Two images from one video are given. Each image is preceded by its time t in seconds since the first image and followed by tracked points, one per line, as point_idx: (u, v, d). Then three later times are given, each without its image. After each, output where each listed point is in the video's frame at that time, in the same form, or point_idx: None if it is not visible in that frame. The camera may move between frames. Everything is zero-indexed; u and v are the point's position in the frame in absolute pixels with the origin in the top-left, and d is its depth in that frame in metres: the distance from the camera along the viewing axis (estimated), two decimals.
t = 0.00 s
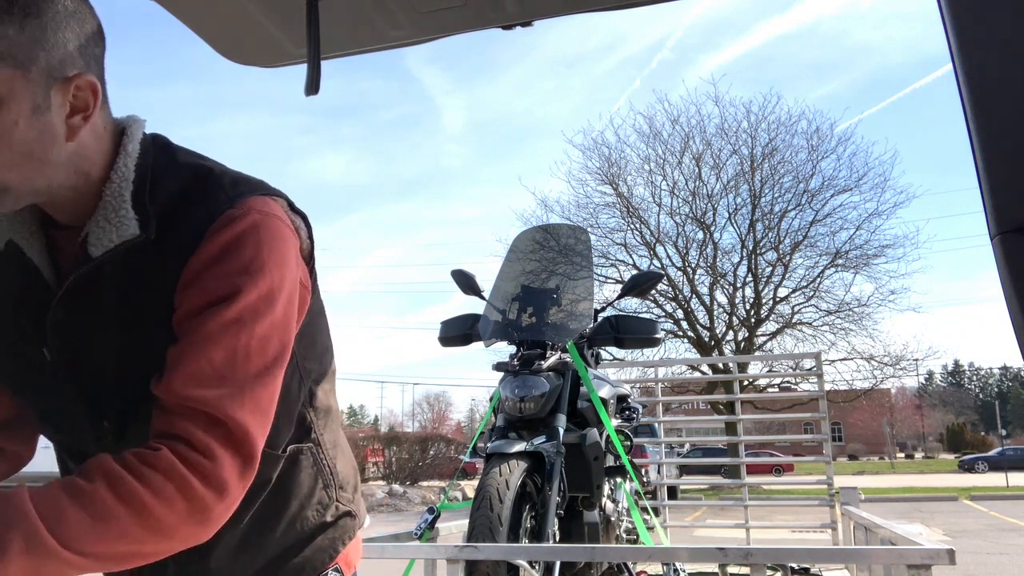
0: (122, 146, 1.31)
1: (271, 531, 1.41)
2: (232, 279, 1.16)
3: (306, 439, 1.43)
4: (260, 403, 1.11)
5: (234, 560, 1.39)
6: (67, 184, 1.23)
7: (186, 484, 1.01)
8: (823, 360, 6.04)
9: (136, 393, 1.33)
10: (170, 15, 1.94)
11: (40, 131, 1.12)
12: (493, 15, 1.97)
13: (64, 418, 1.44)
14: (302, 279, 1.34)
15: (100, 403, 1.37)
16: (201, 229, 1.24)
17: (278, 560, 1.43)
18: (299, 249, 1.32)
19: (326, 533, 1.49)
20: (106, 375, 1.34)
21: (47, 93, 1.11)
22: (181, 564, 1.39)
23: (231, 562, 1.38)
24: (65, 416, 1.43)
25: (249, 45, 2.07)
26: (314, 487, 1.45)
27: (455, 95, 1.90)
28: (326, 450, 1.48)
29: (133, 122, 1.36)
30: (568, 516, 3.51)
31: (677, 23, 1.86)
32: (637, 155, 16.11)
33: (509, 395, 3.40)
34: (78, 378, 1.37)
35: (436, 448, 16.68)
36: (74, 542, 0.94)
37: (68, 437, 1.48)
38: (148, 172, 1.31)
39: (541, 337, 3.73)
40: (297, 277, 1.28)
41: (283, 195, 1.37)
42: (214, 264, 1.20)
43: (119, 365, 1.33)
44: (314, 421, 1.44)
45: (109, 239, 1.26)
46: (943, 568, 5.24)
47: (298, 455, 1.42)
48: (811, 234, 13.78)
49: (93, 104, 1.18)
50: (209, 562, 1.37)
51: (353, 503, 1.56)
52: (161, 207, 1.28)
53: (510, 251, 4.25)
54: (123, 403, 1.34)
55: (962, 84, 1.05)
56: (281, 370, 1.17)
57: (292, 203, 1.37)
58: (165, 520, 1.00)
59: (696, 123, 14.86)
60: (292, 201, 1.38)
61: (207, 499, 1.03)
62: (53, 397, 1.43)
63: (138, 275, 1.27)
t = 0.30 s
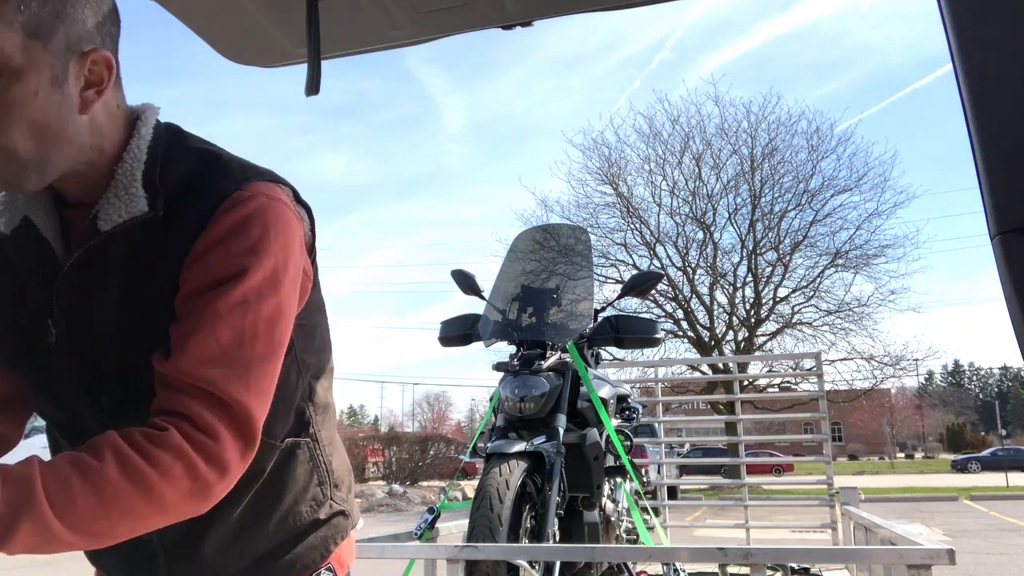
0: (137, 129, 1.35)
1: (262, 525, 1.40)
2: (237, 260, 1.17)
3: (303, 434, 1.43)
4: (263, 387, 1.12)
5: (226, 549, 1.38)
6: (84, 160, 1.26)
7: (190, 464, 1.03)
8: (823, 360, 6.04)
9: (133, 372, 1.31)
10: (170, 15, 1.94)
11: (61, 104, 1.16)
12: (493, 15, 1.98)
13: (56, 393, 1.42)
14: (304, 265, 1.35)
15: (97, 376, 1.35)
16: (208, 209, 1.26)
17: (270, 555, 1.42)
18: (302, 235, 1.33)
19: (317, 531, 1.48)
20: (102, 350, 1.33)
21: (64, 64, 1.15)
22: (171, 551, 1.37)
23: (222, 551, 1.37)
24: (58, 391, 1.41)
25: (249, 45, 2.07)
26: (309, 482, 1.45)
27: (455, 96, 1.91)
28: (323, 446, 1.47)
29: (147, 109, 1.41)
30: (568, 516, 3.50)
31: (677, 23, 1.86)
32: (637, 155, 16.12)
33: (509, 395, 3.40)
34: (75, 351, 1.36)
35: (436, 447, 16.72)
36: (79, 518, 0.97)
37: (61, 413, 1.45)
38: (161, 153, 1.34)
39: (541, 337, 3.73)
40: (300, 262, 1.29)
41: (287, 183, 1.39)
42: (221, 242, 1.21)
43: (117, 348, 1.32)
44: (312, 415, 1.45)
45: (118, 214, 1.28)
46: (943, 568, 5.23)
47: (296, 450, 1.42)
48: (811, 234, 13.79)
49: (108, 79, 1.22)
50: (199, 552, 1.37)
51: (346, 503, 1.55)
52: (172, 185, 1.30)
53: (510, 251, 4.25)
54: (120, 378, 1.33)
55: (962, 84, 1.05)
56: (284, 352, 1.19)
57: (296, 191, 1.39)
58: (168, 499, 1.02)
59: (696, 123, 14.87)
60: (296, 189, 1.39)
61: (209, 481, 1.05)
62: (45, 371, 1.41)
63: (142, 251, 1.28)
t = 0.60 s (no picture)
0: (160, 113, 1.44)
1: (266, 509, 1.39)
2: (268, 225, 1.24)
3: (308, 420, 1.44)
4: (303, 342, 1.20)
5: (231, 532, 1.36)
6: (109, 136, 1.34)
7: (252, 411, 1.09)
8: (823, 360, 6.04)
9: (154, 348, 1.34)
10: (169, 14, 1.94)
11: (88, 84, 1.22)
12: (493, 15, 1.97)
13: (73, 366, 1.43)
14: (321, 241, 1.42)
15: (119, 346, 1.38)
16: (234, 181, 1.32)
17: (271, 540, 1.40)
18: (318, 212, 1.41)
19: (318, 521, 1.46)
20: (123, 325, 1.37)
21: (92, 46, 1.21)
22: (177, 529, 1.35)
23: (226, 534, 1.35)
24: (75, 365, 1.43)
25: (248, 45, 2.07)
26: (313, 469, 1.46)
27: (455, 95, 1.91)
28: (326, 434, 1.49)
29: (168, 96, 1.49)
30: (568, 516, 3.50)
31: (677, 23, 1.86)
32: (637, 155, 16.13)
33: (509, 395, 3.40)
34: (97, 324, 1.39)
35: (436, 447, 16.73)
36: (154, 451, 1.01)
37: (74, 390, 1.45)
38: (184, 135, 1.43)
39: (540, 337, 3.73)
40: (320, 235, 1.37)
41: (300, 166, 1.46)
42: (252, 209, 1.27)
43: (140, 322, 1.36)
44: (318, 403, 1.46)
45: (146, 185, 1.36)
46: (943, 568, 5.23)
47: (301, 435, 1.44)
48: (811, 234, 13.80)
49: (131, 60, 1.29)
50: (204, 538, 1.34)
51: (346, 495, 1.55)
52: (196, 161, 1.39)
53: (510, 251, 4.25)
54: (140, 351, 1.35)
55: (963, 84, 1.05)
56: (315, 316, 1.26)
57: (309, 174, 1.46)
58: (231, 444, 1.07)
59: (696, 123, 14.88)
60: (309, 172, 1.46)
61: (268, 428, 1.11)
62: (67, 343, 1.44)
63: (172, 222, 1.35)
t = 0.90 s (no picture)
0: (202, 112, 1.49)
1: (288, 497, 1.40)
2: (321, 219, 1.31)
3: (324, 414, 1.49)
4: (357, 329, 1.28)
5: (256, 517, 1.36)
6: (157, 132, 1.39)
7: (329, 389, 1.16)
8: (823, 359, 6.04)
9: (196, 334, 1.35)
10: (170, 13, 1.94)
11: (145, 80, 1.27)
12: (493, 15, 1.97)
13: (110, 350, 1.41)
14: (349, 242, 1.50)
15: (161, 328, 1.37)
16: (277, 176, 1.37)
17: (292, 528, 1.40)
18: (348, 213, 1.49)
19: (331, 513, 1.47)
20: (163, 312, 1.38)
21: (147, 44, 1.27)
22: (201, 516, 1.34)
23: (249, 520, 1.35)
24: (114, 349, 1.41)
25: (249, 45, 2.07)
26: (328, 463, 1.49)
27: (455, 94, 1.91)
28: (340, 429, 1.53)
29: (204, 96, 1.54)
30: (568, 516, 3.50)
31: (677, 23, 1.86)
32: (637, 155, 16.17)
33: (509, 395, 3.40)
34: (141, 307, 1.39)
35: (436, 447, 16.74)
36: (246, 416, 1.08)
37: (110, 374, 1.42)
38: (227, 135, 1.48)
39: (541, 337, 3.73)
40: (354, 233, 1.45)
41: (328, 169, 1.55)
42: (301, 203, 1.33)
43: (180, 308, 1.36)
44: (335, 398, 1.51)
45: (193, 175, 1.39)
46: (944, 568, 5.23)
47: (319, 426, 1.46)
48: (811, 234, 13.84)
49: (179, 59, 1.35)
50: (231, 524, 1.34)
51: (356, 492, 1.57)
52: (239, 157, 1.44)
53: (510, 251, 4.25)
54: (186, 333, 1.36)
55: (963, 83, 1.04)
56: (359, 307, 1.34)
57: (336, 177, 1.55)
58: (311, 419, 1.14)
59: (696, 124, 14.92)
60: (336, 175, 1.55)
61: (341, 404, 1.18)
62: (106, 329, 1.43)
63: (219, 213, 1.39)
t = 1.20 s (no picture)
0: (255, 110, 1.59)
1: (320, 491, 1.41)
2: (377, 217, 1.43)
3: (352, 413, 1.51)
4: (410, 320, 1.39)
5: (291, 508, 1.37)
6: (216, 122, 1.49)
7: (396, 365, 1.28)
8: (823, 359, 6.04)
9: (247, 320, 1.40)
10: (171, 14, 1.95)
11: (210, 73, 1.41)
12: (493, 15, 1.97)
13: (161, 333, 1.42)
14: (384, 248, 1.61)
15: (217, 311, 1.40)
16: (331, 173, 1.46)
17: (322, 521, 1.41)
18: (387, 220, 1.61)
19: (356, 509, 1.48)
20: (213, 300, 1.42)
21: (217, 37, 1.42)
22: (238, 504, 1.35)
23: (284, 510, 1.36)
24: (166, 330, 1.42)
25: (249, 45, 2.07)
26: (356, 461, 1.50)
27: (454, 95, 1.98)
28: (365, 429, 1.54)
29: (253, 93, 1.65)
30: (568, 516, 3.50)
31: (678, 23, 1.86)
32: (636, 155, 16.18)
33: (509, 395, 3.40)
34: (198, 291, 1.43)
35: (436, 448, 16.72)
36: (332, 376, 1.18)
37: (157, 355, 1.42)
38: (278, 133, 1.57)
39: (541, 337, 3.73)
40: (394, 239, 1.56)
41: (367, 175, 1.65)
42: (356, 201, 1.43)
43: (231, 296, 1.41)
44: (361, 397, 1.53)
45: (249, 169, 1.47)
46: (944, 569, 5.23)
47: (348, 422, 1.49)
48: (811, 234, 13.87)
49: (240, 60, 1.50)
50: (264, 513, 1.35)
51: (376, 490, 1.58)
52: (291, 153, 1.52)
53: (510, 251, 4.25)
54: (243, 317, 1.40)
55: (962, 84, 1.04)
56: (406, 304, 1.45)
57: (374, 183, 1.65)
58: (378, 387, 1.26)
59: (696, 124, 14.93)
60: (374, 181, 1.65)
61: (402, 383, 1.30)
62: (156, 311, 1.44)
63: (274, 204, 1.46)
